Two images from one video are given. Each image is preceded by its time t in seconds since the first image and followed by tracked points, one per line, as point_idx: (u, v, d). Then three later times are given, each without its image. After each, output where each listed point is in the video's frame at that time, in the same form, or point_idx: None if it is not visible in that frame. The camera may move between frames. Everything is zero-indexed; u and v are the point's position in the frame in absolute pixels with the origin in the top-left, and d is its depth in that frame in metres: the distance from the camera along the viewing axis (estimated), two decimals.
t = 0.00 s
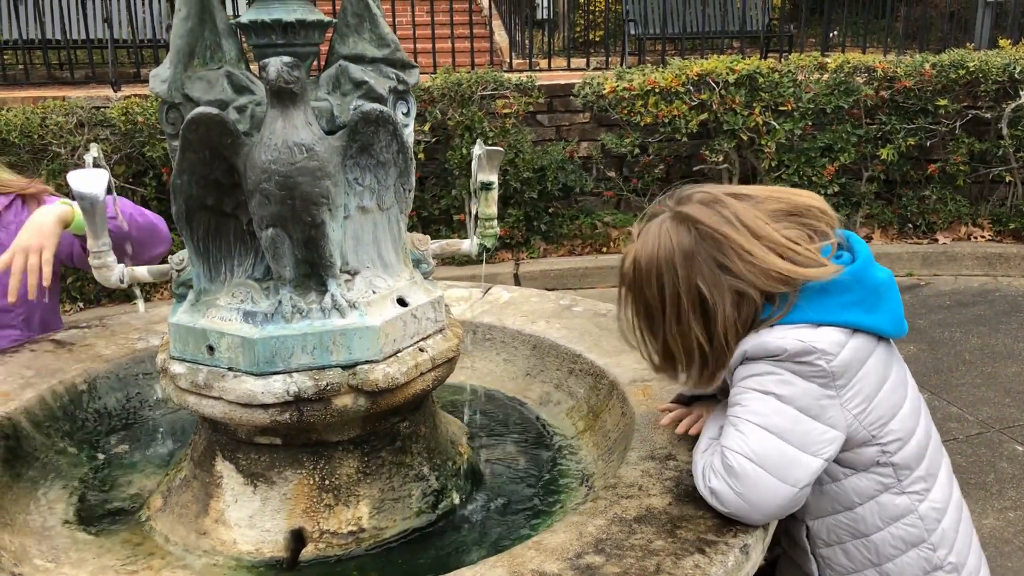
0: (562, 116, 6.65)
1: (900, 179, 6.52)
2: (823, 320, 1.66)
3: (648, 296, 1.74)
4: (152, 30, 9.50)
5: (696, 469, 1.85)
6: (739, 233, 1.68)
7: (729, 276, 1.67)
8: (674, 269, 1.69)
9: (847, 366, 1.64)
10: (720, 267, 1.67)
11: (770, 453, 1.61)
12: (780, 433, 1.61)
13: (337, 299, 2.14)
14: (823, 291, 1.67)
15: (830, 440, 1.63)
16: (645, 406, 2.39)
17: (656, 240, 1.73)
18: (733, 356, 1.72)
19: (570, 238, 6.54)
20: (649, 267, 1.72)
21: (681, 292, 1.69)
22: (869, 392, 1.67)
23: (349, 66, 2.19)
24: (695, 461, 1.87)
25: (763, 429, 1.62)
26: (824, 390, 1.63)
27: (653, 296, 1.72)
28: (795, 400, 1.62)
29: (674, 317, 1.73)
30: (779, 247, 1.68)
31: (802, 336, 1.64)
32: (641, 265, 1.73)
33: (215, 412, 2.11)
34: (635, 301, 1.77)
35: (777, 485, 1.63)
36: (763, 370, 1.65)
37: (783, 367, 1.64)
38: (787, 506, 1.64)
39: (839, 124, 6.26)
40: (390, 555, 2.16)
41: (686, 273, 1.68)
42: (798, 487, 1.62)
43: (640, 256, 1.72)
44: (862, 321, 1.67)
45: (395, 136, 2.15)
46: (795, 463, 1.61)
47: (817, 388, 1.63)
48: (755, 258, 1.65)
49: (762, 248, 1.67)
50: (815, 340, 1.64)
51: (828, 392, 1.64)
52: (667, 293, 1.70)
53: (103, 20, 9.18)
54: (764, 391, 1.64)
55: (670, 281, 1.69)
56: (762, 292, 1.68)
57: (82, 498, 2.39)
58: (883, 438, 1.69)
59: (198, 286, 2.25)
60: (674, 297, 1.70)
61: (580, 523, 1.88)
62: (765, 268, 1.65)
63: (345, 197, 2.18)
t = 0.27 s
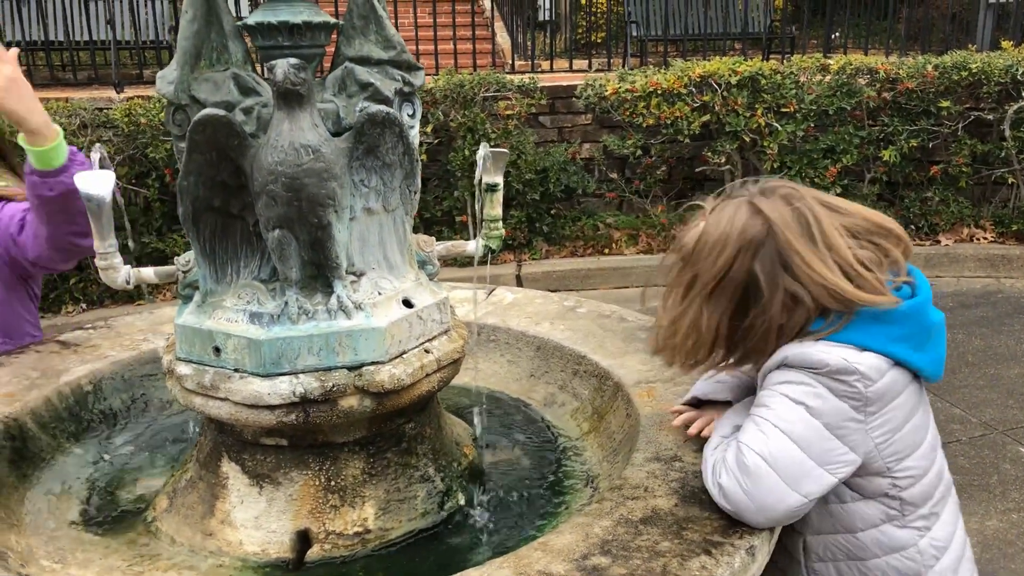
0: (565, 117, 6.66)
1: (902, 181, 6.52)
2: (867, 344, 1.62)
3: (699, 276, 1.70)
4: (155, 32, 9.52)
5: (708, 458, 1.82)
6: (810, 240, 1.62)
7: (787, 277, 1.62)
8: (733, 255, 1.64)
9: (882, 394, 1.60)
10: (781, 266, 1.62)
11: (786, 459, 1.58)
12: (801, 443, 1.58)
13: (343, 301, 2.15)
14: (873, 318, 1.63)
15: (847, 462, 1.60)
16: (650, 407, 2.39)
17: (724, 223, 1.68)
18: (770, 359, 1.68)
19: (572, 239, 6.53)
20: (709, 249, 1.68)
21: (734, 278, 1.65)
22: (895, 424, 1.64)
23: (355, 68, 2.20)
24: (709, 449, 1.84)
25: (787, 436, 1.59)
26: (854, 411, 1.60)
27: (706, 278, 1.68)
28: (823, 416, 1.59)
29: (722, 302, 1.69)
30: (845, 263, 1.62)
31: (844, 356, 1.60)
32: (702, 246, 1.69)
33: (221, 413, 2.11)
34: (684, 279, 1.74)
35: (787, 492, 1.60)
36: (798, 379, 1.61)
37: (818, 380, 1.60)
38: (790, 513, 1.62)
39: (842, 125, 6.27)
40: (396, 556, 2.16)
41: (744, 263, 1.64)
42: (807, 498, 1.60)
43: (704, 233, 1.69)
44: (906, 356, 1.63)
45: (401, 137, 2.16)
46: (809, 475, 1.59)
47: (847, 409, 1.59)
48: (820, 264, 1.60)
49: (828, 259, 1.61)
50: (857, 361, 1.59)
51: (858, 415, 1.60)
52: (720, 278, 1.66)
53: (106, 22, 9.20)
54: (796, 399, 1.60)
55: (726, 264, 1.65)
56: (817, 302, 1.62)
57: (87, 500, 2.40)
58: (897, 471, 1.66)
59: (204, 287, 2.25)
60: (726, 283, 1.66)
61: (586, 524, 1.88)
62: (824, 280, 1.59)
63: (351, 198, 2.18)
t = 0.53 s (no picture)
0: (567, 119, 6.65)
1: (905, 183, 6.51)
2: (981, 445, 1.45)
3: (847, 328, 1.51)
4: (157, 33, 9.53)
5: (754, 437, 1.73)
6: (979, 326, 1.44)
7: (948, 358, 1.44)
8: (896, 319, 1.45)
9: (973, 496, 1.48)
10: (942, 342, 1.44)
11: (850, 503, 1.50)
12: (871, 501, 1.49)
13: (346, 306, 2.14)
14: (997, 425, 1.46)
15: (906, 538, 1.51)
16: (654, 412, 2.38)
17: (897, 285, 1.50)
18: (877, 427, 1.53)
19: (574, 241, 6.52)
20: (873, 306, 1.49)
21: (890, 347, 1.46)
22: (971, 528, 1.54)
23: (359, 72, 2.19)
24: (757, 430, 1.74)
25: (868, 491, 1.49)
26: (941, 502, 1.48)
27: (857, 333, 1.49)
28: (909, 493, 1.47)
29: (868, 364, 1.48)
30: (1011, 362, 1.43)
31: (960, 448, 1.45)
32: (864, 300, 1.50)
33: (224, 418, 2.11)
34: (831, 325, 1.54)
35: (834, 532, 1.53)
36: (899, 448, 1.48)
37: (921, 459, 1.47)
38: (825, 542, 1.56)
39: (844, 127, 6.25)
40: (399, 562, 2.15)
41: (905, 329, 1.45)
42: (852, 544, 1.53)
43: (867, 292, 1.51)
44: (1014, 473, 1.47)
45: (405, 141, 2.15)
46: (864, 527, 1.51)
47: (934, 497, 1.47)
48: (985, 356, 1.41)
49: (996, 353, 1.43)
50: (965, 458, 1.45)
51: (945, 507, 1.48)
52: (872, 338, 1.46)
53: (108, 23, 9.20)
54: (890, 464, 1.48)
55: (885, 324, 1.46)
56: (974, 390, 1.44)
57: (90, 505, 2.40)
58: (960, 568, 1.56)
59: (207, 292, 2.25)
60: (881, 345, 1.46)
61: (590, 531, 1.87)
62: (991, 371, 1.40)
63: (355, 203, 2.18)
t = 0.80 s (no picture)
0: (568, 121, 6.65)
1: (907, 185, 6.50)
2: None
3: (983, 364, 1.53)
4: (159, 35, 9.54)
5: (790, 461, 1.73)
6: None
7: None
8: None
9: None
10: None
11: (941, 526, 1.52)
12: (963, 523, 1.52)
13: (348, 312, 2.14)
14: None
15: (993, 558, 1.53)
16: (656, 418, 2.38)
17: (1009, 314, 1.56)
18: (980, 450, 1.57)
19: (576, 244, 6.52)
20: (1006, 340, 1.53)
21: (1016, 369, 1.52)
22: None
23: (361, 79, 2.20)
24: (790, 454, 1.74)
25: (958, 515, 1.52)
26: None
27: (1000, 368, 1.52)
28: (1000, 515, 1.51)
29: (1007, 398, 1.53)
30: None
31: None
32: (993, 333, 1.53)
33: (226, 424, 2.11)
34: (955, 355, 1.55)
35: (920, 554, 1.55)
36: (993, 477, 1.53)
37: (1016, 483, 1.51)
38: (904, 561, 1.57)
39: (846, 130, 6.26)
40: (400, 568, 2.16)
41: None
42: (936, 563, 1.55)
43: (975, 319, 1.55)
44: None
45: (407, 148, 2.15)
46: (955, 547, 1.53)
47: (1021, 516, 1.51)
48: None
49: None
50: None
51: None
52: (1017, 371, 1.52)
53: (110, 26, 9.21)
54: (985, 486, 1.52)
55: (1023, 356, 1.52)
56: None
57: (92, 509, 2.40)
58: None
59: (209, 298, 2.25)
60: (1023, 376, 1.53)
61: (592, 538, 1.87)
62: None
63: (357, 209, 2.18)
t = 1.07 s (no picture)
0: (570, 124, 6.66)
1: (908, 188, 6.50)
2: None
3: (940, 375, 1.52)
4: (162, 38, 9.56)
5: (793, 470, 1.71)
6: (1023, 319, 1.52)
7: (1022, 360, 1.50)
8: (973, 346, 1.50)
9: None
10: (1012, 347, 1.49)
11: (949, 524, 1.50)
12: (970, 519, 1.50)
13: (348, 316, 2.15)
14: None
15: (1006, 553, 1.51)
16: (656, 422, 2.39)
17: (940, 314, 1.54)
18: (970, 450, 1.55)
19: (577, 246, 6.53)
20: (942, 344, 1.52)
21: (971, 375, 1.50)
22: None
23: (362, 83, 2.20)
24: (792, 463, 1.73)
25: (964, 509, 1.50)
26: None
27: (944, 374, 1.52)
28: (1007, 505, 1.49)
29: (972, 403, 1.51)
30: None
31: None
32: (929, 343, 1.53)
33: (226, 428, 2.11)
34: (909, 371, 1.55)
35: (930, 554, 1.53)
36: (994, 469, 1.51)
37: (1016, 473, 1.50)
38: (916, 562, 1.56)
39: (847, 133, 6.25)
40: (401, 572, 2.16)
41: (989, 351, 1.49)
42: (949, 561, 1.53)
43: (920, 332, 1.54)
44: None
45: (407, 153, 2.16)
46: (967, 546, 1.50)
47: None
48: None
49: None
50: None
51: None
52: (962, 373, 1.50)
53: (112, 28, 9.23)
54: (987, 480, 1.50)
55: (971, 357, 1.49)
56: None
57: (93, 513, 2.41)
58: None
59: (210, 302, 2.25)
60: (976, 372, 1.49)
61: (592, 543, 1.87)
62: None
63: (357, 213, 2.19)
